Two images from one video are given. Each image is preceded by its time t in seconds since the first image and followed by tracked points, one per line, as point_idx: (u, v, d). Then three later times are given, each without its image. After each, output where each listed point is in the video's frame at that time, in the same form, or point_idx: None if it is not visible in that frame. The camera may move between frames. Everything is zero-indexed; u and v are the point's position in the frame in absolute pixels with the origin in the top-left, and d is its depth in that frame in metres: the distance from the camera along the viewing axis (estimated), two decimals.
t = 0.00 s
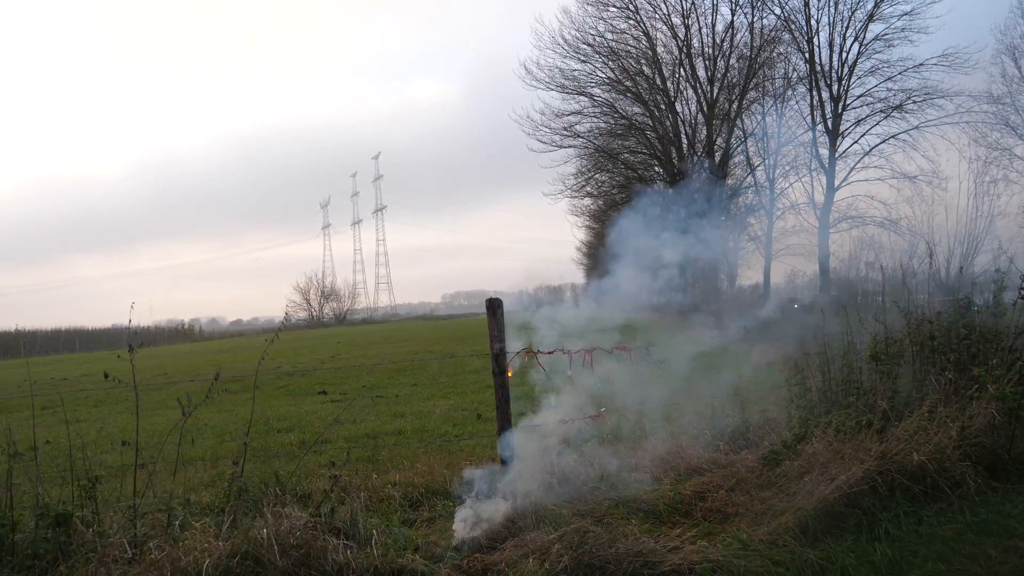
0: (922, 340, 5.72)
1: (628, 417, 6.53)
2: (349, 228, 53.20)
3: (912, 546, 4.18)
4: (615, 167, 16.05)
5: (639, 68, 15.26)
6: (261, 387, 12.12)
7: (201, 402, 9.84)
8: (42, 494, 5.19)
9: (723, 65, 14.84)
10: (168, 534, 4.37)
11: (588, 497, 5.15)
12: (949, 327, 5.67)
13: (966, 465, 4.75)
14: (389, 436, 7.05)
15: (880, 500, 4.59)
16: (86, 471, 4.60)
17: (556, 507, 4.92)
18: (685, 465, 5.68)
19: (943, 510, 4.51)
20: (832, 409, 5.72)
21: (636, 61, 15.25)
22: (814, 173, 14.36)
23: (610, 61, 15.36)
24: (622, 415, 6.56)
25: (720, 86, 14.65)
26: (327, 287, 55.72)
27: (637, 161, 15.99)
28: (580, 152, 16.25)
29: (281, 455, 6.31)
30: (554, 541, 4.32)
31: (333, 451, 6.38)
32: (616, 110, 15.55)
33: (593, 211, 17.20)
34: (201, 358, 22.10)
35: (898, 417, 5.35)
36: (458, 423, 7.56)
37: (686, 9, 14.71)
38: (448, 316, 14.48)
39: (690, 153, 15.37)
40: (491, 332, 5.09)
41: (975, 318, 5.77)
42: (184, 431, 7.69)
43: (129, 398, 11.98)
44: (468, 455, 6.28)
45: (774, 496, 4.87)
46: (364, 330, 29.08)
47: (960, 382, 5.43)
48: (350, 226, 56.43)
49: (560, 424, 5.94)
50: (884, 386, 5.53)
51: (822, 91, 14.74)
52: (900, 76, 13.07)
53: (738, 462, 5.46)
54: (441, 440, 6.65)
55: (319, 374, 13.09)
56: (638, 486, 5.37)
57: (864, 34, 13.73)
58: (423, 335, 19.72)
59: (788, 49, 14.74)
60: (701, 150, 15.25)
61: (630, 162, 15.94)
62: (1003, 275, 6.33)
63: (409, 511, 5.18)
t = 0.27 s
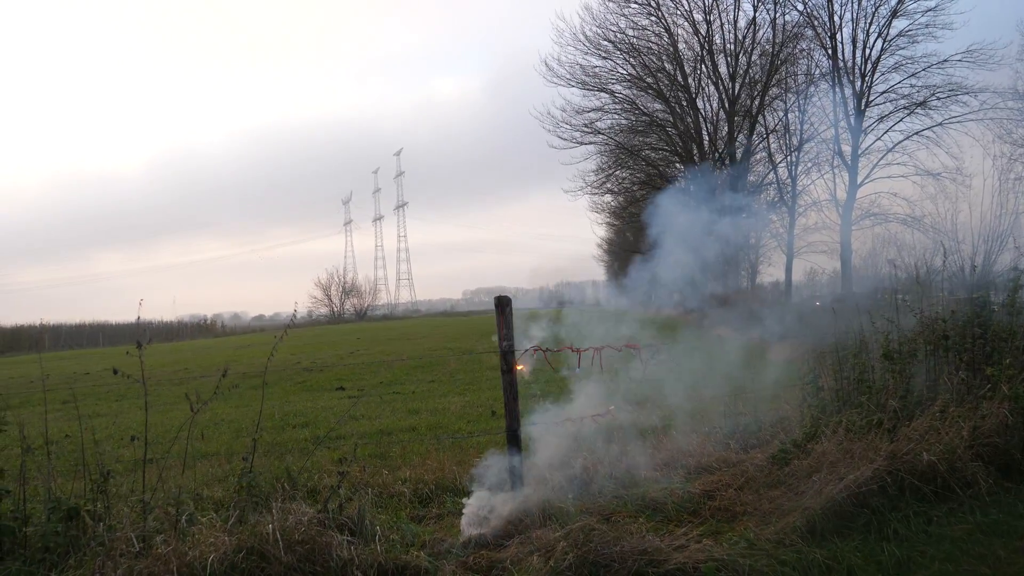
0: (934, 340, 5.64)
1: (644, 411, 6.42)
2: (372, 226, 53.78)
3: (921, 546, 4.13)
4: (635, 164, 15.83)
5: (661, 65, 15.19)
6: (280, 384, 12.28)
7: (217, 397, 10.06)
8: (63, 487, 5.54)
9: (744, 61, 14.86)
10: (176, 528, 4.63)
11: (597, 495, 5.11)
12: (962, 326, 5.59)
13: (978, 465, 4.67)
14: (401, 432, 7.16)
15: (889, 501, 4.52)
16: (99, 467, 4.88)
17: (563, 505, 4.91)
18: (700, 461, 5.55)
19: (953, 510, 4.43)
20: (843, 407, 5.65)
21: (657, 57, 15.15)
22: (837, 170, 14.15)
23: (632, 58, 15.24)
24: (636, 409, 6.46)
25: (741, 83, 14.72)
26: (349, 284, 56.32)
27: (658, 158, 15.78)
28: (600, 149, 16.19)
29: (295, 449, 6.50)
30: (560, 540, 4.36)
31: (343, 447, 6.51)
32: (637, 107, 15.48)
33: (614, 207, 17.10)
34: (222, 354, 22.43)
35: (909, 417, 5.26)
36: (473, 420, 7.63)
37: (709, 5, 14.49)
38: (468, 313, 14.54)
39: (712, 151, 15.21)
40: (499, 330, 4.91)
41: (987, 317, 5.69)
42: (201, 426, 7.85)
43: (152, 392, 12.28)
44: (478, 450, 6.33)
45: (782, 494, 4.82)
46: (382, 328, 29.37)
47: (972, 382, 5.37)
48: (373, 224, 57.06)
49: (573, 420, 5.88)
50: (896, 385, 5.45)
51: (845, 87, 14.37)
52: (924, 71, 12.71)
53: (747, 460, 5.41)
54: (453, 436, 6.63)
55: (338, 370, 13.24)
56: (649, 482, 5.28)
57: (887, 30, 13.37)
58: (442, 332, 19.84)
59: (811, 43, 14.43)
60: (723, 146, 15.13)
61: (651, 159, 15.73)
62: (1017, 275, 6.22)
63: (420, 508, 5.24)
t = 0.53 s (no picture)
0: (939, 341, 5.59)
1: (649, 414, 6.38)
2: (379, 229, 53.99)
3: (927, 549, 4.08)
4: (640, 165, 15.69)
5: (666, 66, 15.19)
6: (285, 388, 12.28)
7: (222, 400, 10.11)
8: (69, 491, 5.66)
9: (750, 61, 14.82)
10: (180, 534, 4.72)
11: (601, 499, 5.09)
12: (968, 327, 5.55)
13: (984, 467, 4.62)
14: (406, 435, 7.18)
15: (895, 505, 4.48)
16: (102, 472, 5.00)
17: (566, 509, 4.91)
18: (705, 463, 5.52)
19: (960, 512, 4.38)
20: (848, 409, 5.60)
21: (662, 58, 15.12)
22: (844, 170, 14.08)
23: (637, 59, 15.22)
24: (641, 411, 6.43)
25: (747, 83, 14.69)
26: (357, 287, 56.54)
27: (663, 159, 15.64)
28: (606, 151, 16.16)
29: (299, 453, 6.52)
30: (563, 543, 4.36)
31: (347, 451, 6.53)
32: (642, 108, 15.48)
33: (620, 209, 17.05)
34: (229, 358, 22.48)
35: (915, 419, 5.21)
36: (478, 422, 7.63)
37: (713, 7, 14.44)
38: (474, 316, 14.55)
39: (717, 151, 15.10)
40: (502, 333, 4.91)
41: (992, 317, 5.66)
42: (206, 430, 7.86)
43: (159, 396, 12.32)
44: (483, 453, 6.33)
45: (787, 497, 4.78)
46: (388, 331, 29.43)
47: (979, 383, 5.31)
48: (380, 227, 57.27)
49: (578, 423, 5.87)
50: (901, 386, 5.40)
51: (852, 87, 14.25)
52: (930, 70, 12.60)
53: (752, 461, 5.38)
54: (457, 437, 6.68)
55: (344, 374, 13.25)
56: (654, 486, 5.26)
57: (893, 30, 13.27)
58: (449, 335, 19.85)
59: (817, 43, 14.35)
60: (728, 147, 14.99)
61: (656, 160, 15.60)
62: None
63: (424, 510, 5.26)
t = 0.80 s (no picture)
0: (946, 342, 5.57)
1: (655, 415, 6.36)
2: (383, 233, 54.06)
3: (935, 551, 4.06)
4: (645, 167, 15.74)
5: (670, 68, 15.17)
6: (289, 392, 12.27)
7: (227, 405, 10.13)
8: (76, 496, 5.68)
9: (754, 63, 14.73)
10: (186, 539, 4.72)
11: (607, 502, 5.07)
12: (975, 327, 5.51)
13: (992, 468, 4.60)
14: (412, 439, 7.17)
15: (902, 507, 4.46)
16: (108, 477, 5.01)
17: (572, 512, 4.90)
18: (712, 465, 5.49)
19: (968, 514, 4.36)
20: (856, 410, 5.58)
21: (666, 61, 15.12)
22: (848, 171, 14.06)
23: (641, 62, 15.21)
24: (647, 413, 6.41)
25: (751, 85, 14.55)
26: (362, 291, 56.59)
27: (668, 161, 15.73)
28: (610, 153, 16.14)
29: (306, 457, 6.51)
30: (569, 546, 4.35)
31: (353, 455, 6.53)
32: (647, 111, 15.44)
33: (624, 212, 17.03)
34: (233, 363, 22.51)
35: (922, 421, 5.18)
36: (483, 426, 7.63)
37: (717, 9, 14.45)
38: (478, 319, 14.56)
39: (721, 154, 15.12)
40: (507, 334, 4.88)
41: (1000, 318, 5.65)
42: (211, 435, 7.86)
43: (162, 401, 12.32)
44: (488, 457, 6.31)
45: (794, 499, 4.77)
46: (393, 335, 29.45)
47: (986, 384, 5.28)
48: (384, 231, 57.35)
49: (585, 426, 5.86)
50: (909, 388, 5.38)
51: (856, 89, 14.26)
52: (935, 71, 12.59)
53: (759, 463, 5.36)
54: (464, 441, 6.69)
55: (348, 378, 13.23)
56: (661, 489, 5.23)
57: (898, 31, 13.27)
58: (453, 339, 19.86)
59: (821, 45, 14.36)
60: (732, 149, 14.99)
61: (661, 163, 15.67)
62: None
63: (430, 515, 5.24)
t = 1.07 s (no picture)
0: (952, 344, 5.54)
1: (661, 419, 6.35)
2: (386, 238, 54.10)
3: (943, 554, 4.04)
4: (649, 170, 15.72)
5: (673, 71, 15.16)
6: (293, 398, 12.27)
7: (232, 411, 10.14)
8: (82, 503, 5.70)
9: (757, 66, 14.73)
10: (191, 546, 4.72)
11: (614, 506, 5.06)
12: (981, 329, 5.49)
13: (1000, 470, 4.58)
14: (416, 444, 7.16)
15: (910, 510, 4.44)
16: (114, 484, 5.01)
17: (578, 517, 4.89)
18: (718, 470, 5.47)
19: (976, 517, 4.33)
20: (862, 413, 5.56)
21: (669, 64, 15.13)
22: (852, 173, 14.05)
23: (643, 65, 15.21)
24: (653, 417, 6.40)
25: (754, 88, 14.57)
26: (365, 296, 56.64)
27: (671, 164, 15.71)
28: (613, 157, 16.14)
29: (311, 463, 6.50)
30: (576, 551, 4.34)
31: (358, 461, 6.52)
32: (650, 114, 15.42)
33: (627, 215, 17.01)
34: (238, 368, 22.55)
35: (929, 423, 5.16)
36: (488, 430, 7.63)
37: (719, 12, 14.46)
38: (481, 323, 14.55)
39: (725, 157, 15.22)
40: (512, 339, 4.86)
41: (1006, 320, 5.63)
42: (216, 441, 7.85)
43: (167, 407, 12.33)
44: (494, 462, 6.30)
45: (801, 503, 4.74)
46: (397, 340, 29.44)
47: (993, 386, 5.25)
48: (387, 235, 57.40)
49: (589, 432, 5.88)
50: (915, 390, 5.35)
51: (859, 91, 14.25)
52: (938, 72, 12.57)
53: (765, 467, 5.34)
54: (467, 447, 6.69)
55: (352, 384, 13.22)
56: (667, 493, 5.21)
57: (900, 33, 13.26)
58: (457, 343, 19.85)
59: (823, 47, 14.35)
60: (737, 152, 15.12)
61: (665, 166, 15.65)
62: None
63: (437, 520, 5.22)
